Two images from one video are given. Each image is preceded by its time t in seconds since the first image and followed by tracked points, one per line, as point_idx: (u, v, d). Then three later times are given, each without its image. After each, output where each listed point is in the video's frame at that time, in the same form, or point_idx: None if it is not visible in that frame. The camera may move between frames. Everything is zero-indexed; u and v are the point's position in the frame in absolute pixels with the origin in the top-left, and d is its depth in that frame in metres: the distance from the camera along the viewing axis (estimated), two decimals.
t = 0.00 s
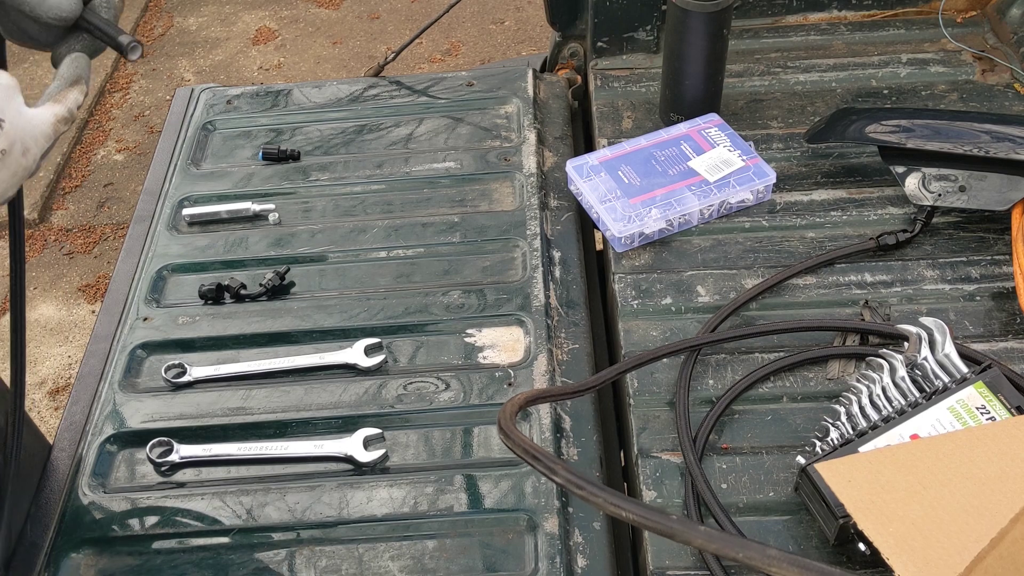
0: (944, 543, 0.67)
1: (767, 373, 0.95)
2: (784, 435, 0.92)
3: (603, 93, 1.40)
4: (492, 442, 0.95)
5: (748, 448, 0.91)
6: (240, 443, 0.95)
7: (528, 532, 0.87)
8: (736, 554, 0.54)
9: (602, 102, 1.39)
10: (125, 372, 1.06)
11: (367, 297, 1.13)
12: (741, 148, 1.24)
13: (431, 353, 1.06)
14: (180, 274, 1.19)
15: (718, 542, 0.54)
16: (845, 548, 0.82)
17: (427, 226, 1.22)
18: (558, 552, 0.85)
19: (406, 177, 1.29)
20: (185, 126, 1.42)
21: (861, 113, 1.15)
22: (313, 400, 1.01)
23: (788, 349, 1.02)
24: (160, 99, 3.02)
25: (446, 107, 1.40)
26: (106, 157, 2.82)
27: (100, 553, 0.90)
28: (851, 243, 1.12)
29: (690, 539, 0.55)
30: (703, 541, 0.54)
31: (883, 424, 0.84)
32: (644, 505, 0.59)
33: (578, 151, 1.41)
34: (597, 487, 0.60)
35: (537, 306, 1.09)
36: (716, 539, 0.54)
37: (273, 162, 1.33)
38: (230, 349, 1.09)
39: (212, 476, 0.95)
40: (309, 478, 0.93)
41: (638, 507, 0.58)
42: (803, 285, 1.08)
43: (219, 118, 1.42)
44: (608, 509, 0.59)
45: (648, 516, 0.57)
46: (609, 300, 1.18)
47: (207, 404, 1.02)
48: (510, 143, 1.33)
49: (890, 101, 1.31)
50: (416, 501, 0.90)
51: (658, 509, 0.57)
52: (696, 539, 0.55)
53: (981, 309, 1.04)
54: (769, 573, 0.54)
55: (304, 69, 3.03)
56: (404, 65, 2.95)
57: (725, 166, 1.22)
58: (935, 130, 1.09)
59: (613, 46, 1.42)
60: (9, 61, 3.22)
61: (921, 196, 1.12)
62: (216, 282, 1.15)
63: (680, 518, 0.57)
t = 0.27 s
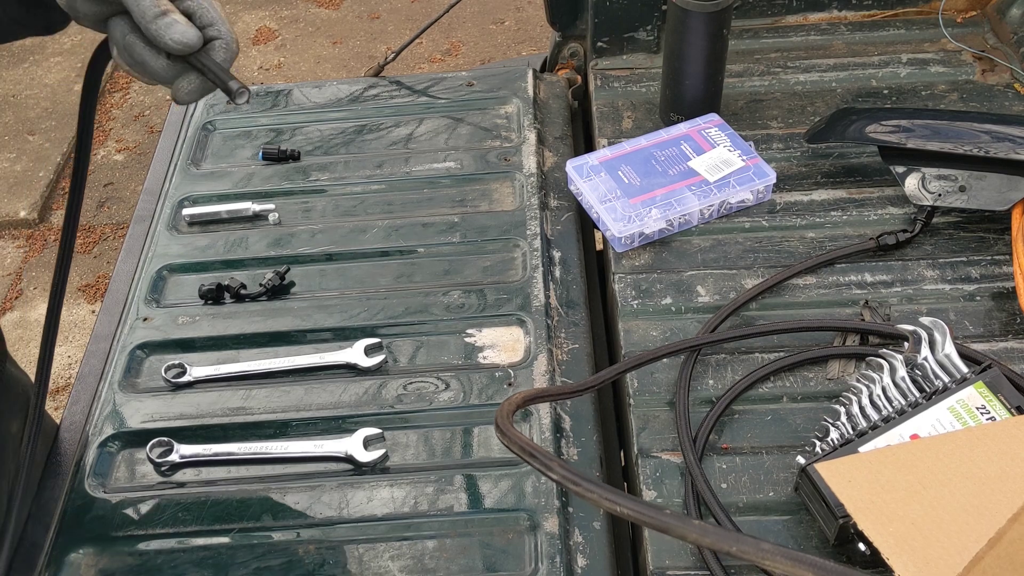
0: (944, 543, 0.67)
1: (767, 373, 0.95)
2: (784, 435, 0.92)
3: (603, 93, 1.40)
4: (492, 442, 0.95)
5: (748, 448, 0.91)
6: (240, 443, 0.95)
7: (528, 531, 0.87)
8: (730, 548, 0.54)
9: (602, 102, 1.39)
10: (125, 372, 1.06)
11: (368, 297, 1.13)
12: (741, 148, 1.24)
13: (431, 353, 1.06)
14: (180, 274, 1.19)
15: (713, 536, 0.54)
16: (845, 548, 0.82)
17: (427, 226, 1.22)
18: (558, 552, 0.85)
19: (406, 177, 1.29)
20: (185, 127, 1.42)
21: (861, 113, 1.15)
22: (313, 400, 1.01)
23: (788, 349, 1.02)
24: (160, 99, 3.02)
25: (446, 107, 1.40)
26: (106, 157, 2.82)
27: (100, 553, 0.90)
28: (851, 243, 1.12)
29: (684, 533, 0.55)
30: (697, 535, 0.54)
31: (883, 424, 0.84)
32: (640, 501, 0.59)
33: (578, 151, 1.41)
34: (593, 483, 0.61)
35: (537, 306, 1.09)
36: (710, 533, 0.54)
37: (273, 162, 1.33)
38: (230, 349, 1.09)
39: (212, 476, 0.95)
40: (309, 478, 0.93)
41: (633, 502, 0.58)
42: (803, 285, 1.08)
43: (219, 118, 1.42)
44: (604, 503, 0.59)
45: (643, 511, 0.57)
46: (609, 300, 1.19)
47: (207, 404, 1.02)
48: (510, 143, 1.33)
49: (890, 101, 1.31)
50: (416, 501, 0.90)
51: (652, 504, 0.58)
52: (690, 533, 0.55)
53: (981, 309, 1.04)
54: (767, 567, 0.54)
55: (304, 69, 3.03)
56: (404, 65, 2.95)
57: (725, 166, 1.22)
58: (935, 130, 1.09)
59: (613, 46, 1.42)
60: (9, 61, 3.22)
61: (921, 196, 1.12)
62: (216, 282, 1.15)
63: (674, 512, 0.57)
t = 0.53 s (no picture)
0: (944, 543, 0.67)
1: (767, 373, 0.95)
2: (784, 435, 0.92)
3: (603, 93, 1.40)
4: (492, 442, 0.95)
5: (748, 448, 0.91)
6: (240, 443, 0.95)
7: (528, 531, 0.87)
8: (727, 547, 0.54)
9: (602, 102, 1.39)
10: (125, 372, 1.06)
11: (368, 297, 1.13)
12: (741, 148, 1.24)
13: (431, 353, 1.06)
14: (180, 274, 1.19)
15: (710, 535, 0.55)
16: (845, 548, 0.82)
17: (427, 226, 1.22)
18: (558, 552, 0.85)
19: (406, 177, 1.29)
20: (184, 127, 1.42)
21: (861, 113, 1.15)
22: (313, 400, 1.01)
23: (788, 349, 1.02)
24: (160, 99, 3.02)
25: (446, 107, 1.40)
26: (106, 157, 2.82)
27: (100, 553, 0.90)
28: (851, 243, 1.12)
29: (680, 532, 0.56)
30: (695, 534, 0.55)
31: (883, 424, 0.84)
32: (637, 500, 0.60)
33: (578, 151, 1.41)
34: (589, 481, 0.62)
35: (538, 306, 1.09)
36: (708, 533, 0.55)
37: (273, 162, 1.33)
38: (230, 349, 1.09)
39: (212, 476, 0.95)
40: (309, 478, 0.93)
41: (630, 502, 0.59)
42: (803, 285, 1.08)
43: (218, 118, 1.42)
44: (601, 503, 0.60)
45: (640, 510, 0.58)
46: (609, 300, 1.19)
47: (207, 404, 1.02)
48: (510, 143, 1.33)
49: (890, 101, 1.31)
50: (416, 501, 0.90)
51: (650, 504, 0.59)
52: (687, 532, 0.56)
53: (981, 309, 1.04)
54: (765, 567, 0.54)
55: (304, 69, 3.03)
56: (404, 65, 2.95)
57: (725, 166, 1.22)
58: (935, 130, 1.09)
59: (613, 46, 1.42)
60: (9, 61, 3.22)
61: (921, 196, 1.12)
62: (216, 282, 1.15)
63: (672, 511, 0.58)
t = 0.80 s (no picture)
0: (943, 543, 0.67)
1: (767, 373, 0.95)
2: (784, 435, 0.92)
3: (603, 93, 1.40)
4: (492, 442, 0.95)
5: (748, 448, 0.91)
6: (240, 443, 0.95)
7: (528, 532, 0.87)
8: (726, 549, 0.55)
9: (602, 102, 1.39)
10: (126, 372, 1.06)
11: (368, 297, 1.13)
12: (741, 148, 1.24)
13: (431, 353, 1.06)
14: (180, 274, 1.19)
15: (709, 538, 0.55)
16: (845, 548, 0.82)
17: (427, 226, 1.22)
18: (558, 552, 0.85)
19: (406, 177, 1.29)
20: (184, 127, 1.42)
21: (861, 113, 1.15)
22: (313, 400, 1.01)
23: (788, 349, 1.02)
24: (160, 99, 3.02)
25: (446, 107, 1.40)
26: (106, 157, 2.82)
27: (100, 553, 0.90)
28: (851, 243, 1.12)
29: (679, 534, 0.56)
30: (693, 537, 0.56)
31: (883, 424, 0.84)
32: (636, 502, 0.61)
33: (578, 151, 1.41)
34: (588, 484, 0.62)
35: (537, 306, 1.09)
36: (707, 535, 0.56)
37: (273, 162, 1.33)
38: (230, 349, 1.09)
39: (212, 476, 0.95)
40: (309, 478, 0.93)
41: (629, 504, 0.60)
42: (803, 285, 1.08)
43: (218, 118, 1.42)
44: (601, 504, 0.61)
45: (639, 512, 0.59)
46: (609, 300, 1.19)
47: (207, 404, 1.02)
48: (510, 143, 1.33)
49: (890, 101, 1.31)
50: (416, 501, 0.91)
51: (649, 506, 0.59)
52: (687, 535, 0.56)
53: (981, 309, 1.04)
54: (763, 569, 0.55)
55: (304, 69, 3.03)
56: (404, 65, 2.95)
57: (725, 166, 1.22)
58: (935, 130, 1.09)
59: (613, 46, 1.42)
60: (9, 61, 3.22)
61: (921, 196, 1.12)
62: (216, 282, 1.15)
63: (671, 514, 0.59)
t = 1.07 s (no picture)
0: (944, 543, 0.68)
1: (767, 373, 0.95)
2: (784, 435, 0.92)
3: (603, 93, 1.40)
4: (492, 442, 0.95)
5: (748, 448, 0.91)
6: (240, 443, 0.95)
7: (528, 532, 0.87)
8: (729, 555, 0.55)
9: (602, 102, 1.39)
10: (125, 372, 1.06)
11: (368, 297, 1.13)
12: (741, 148, 1.24)
13: (431, 353, 1.06)
14: (180, 274, 1.19)
15: (712, 543, 0.55)
16: (845, 548, 0.82)
17: (427, 226, 1.22)
18: (558, 552, 0.85)
19: (406, 177, 1.29)
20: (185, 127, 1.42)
21: (861, 113, 1.15)
22: (313, 400, 1.01)
23: (788, 349, 1.02)
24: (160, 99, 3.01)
25: (446, 108, 1.41)
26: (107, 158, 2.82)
27: (100, 553, 0.90)
28: (851, 243, 1.12)
29: (682, 539, 0.56)
30: (696, 542, 0.56)
31: (882, 424, 0.84)
32: (639, 506, 0.61)
33: (578, 151, 1.42)
34: (591, 489, 0.62)
35: (538, 306, 1.09)
36: (710, 541, 0.56)
37: (273, 162, 1.33)
38: (230, 349, 1.09)
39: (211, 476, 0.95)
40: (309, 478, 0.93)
41: (632, 509, 0.60)
42: (803, 285, 1.08)
43: (218, 118, 1.42)
44: (604, 510, 0.61)
45: (642, 517, 0.59)
46: (609, 300, 1.19)
47: (207, 404, 1.02)
48: (510, 143, 1.33)
49: (890, 101, 1.31)
50: (416, 501, 0.91)
51: (652, 511, 0.59)
52: (689, 540, 0.56)
53: (981, 309, 1.04)
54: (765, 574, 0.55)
55: (304, 69, 3.03)
56: (404, 65, 2.95)
57: (725, 166, 1.22)
58: (935, 130, 1.09)
59: (613, 46, 1.42)
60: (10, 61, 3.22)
61: (921, 196, 1.12)
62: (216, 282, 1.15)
63: (674, 519, 0.58)
